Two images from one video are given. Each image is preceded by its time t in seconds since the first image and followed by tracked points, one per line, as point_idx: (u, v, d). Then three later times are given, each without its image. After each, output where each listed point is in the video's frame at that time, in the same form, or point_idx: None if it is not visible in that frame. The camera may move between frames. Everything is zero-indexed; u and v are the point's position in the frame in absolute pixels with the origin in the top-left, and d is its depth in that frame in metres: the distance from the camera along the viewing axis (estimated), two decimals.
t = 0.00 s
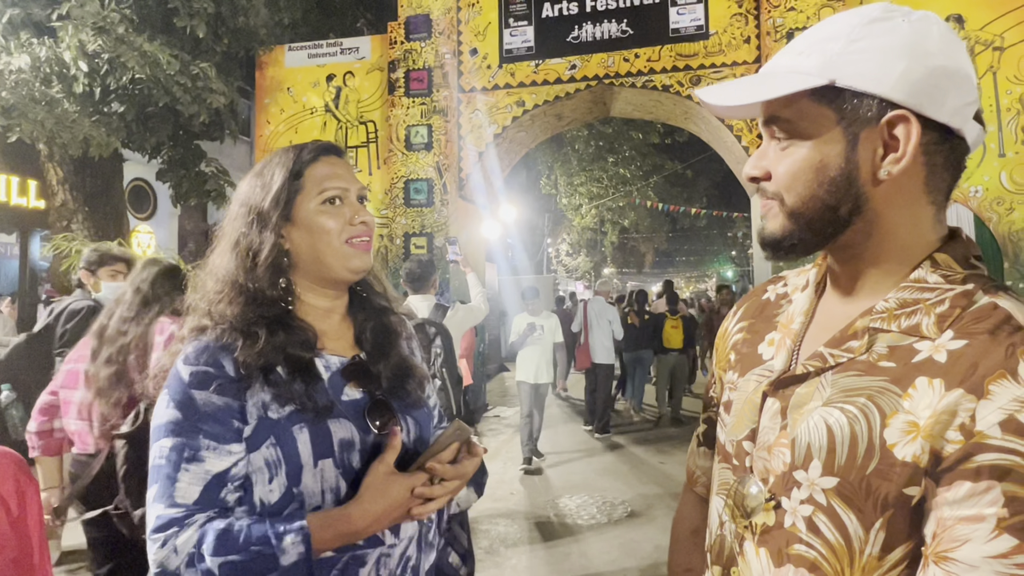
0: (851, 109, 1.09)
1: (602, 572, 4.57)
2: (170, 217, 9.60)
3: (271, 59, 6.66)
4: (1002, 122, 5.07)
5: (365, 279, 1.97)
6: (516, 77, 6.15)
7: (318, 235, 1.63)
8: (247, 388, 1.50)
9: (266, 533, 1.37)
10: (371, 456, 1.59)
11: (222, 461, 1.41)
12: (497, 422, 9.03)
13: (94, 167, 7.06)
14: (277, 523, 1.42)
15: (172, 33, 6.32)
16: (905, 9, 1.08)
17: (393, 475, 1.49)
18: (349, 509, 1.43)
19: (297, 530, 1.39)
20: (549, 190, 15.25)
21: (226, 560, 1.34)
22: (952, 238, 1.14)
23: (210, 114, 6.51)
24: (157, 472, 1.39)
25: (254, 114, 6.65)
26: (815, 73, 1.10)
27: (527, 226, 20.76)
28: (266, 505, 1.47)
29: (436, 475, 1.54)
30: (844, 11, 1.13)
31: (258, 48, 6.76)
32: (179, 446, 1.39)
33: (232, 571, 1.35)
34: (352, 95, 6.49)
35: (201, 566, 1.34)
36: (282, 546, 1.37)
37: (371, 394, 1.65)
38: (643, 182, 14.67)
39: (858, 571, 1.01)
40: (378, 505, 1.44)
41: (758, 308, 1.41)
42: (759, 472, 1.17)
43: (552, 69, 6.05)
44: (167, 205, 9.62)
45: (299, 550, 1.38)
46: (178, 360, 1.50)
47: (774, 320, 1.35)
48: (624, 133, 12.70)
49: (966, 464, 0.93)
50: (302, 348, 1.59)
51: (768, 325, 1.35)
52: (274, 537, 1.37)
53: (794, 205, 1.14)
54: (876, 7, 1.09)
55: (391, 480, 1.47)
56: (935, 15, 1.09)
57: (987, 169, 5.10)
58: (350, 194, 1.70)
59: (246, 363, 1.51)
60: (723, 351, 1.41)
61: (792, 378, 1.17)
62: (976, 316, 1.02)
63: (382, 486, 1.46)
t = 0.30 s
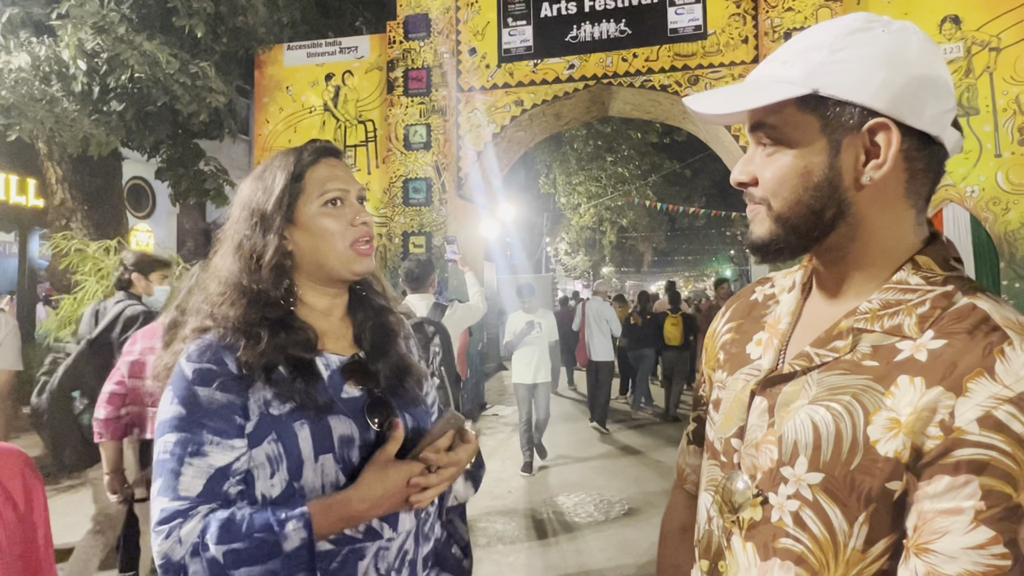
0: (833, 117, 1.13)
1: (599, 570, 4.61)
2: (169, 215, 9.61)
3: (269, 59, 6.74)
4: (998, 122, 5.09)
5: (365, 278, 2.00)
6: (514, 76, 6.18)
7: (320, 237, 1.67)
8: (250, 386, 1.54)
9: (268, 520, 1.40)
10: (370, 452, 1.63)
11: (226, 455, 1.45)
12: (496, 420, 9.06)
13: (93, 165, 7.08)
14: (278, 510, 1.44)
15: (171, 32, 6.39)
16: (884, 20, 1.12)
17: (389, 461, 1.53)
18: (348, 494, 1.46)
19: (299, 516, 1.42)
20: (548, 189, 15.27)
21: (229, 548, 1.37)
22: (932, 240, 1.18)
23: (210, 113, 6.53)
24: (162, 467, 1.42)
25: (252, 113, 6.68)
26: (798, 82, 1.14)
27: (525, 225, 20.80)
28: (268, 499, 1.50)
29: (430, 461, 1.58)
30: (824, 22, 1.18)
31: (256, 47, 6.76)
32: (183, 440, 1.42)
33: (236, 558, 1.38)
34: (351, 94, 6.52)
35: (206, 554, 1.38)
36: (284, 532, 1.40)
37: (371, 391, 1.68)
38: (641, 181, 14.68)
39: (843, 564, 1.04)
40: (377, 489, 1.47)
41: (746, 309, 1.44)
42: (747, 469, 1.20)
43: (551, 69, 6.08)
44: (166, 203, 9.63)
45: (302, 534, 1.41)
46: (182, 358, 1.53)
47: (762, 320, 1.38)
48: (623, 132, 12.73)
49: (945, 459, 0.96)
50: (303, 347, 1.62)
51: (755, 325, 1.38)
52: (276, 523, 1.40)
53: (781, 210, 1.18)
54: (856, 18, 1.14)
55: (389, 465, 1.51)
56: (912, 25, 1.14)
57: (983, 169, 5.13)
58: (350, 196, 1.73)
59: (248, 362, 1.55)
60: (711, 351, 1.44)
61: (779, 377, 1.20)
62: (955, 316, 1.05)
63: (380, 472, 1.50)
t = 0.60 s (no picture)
0: (821, 121, 1.18)
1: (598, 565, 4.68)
2: (170, 214, 9.67)
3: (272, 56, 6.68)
4: (997, 121, 5.16)
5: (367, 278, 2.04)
6: (515, 75, 6.23)
7: (323, 238, 1.72)
8: (255, 379, 1.59)
9: (262, 492, 1.44)
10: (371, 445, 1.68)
11: (234, 443, 1.51)
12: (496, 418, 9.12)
13: (96, 164, 7.13)
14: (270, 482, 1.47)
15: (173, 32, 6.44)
16: (871, 30, 1.18)
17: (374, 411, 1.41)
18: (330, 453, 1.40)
19: (287, 483, 1.43)
20: (548, 188, 15.33)
21: (227, 522, 1.42)
22: (909, 241, 1.24)
23: (212, 112, 6.58)
24: (174, 456, 1.49)
25: (254, 112, 6.74)
26: (788, 88, 1.20)
27: (525, 224, 20.86)
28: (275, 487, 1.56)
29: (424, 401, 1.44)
30: (813, 30, 1.23)
31: (258, 46, 6.81)
32: (193, 431, 1.49)
33: (236, 531, 1.42)
34: (352, 94, 6.58)
35: (207, 530, 1.42)
36: (275, 500, 1.42)
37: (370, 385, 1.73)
38: (642, 180, 14.66)
39: (820, 544, 1.11)
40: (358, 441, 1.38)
41: (733, 304, 1.50)
42: (732, 456, 1.27)
43: (551, 68, 6.13)
44: (167, 202, 9.68)
45: (293, 501, 1.42)
46: (189, 353, 1.59)
47: (748, 314, 1.44)
48: (624, 131, 12.89)
49: (917, 444, 1.02)
50: (306, 344, 1.68)
51: (742, 319, 1.44)
52: (267, 492, 1.43)
53: (769, 208, 1.23)
54: (845, 27, 1.19)
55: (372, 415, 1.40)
56: (896, 36, 1.20)
57: (981, 169, 5.20)
58: (353, 200, 1.78)
59: (253, 357, 1.60)
60: (701, 344, 1.50)
61: (764, 368, 1.26)
62: (930, 311, 1.11)
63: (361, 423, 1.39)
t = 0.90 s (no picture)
0: (811, 122, 1.24)
1: (599, 561, 4.73)
2: (173, 212, 9.71)
3: (274, 55, 6.79)
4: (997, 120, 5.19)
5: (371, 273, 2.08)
6: (516, 74, 6.27)
7: (329, 234, 1.77)
8: (259, 373, 1.65)
9: (218, 505, 1.50)
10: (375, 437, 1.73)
11: (224, 439, 1.56)
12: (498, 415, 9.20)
13: (100, 163, 7.19)
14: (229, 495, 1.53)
15: (177, 32, 6.48)
16: (859, 35, 1.23)
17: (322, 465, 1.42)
18: (279, 488, 1.46)
19: (236, 505, 1.49)
20: (550, 186, 15.35)
21: (184, 525, 1.52)
22: (896, 237, 1.29)
23: (214, 110, 6.62)
24: (170, 445, 1.58)
25: (257, 111, 6.79)
26: (779, 91, 1.25)
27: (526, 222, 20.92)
28: (277, 478, 1.62)
29: (371, 478, 1.40)
30: (803, 35, 1.28)
31: (260, 45, 6.85)
32: (189, 422, 1.56)
33: (188, 535, 1.52)
34: (354, 92, 6.64)
35: (169, 526, 1.53)
36: (221, 519, 1.48)
37: (375, 379, 1.78)
38: (644, 178, 14.38)
39: (808, 525, 1.16)
40: (298, 487, 1.42)
41: (727, 298, 1.56)
42: (724, 444, 1.32)
43: (553, 66, 6.18)
44: (170, 201, 9.72)
45: (235, 525, 1.48)
46: (196, 347, 1.65)
47: (742, 308, 1.50)
48: (626, 130, 13.22)
49: (900, 429, 1.08)
50: (311, 339, 1.72)
51: (736, 313, 1.50)
52: (217, 509, 1.49)
53: (762, 206, 1.28)
54: (833, 33, 1.25)
55: (317, 467, 1.41)
56: (883, 40, 1.25)
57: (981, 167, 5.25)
58: (358, 196, 1.83)
59: (259, 351, 1.66)
60: (695, 337, 1.56)
61: (756, 359, 1.32)
62: (912, 304, 1.17)
63: (308, 470, 1.42)
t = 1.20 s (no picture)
0: (804, 125, 1.26)
1: (601, 559, 4.76)
2: (177, 212, 9.75)
3: (279, 56, 6.75)
4: (1000, 120, 5.21)
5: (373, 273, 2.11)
6: (519, 74, 6.30)
7: (332, 235, 1.80)
8: (265, 370, 1.68)
9: (241, 501, 1.53)
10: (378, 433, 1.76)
11: (232, 435, 1.59)
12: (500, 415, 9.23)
13: (104, 163, 7.23)
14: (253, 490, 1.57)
15: (181, 32, 6.52)
16: (851, 39, 1.26)
17: (352, 463, 1.50)
18: (304, 485, 1.52)
19: (260, 501, 1.53)
20: (552, 186, 15.38)
21: (205, 521, 1.54)
22: (887, 236, 1.32)
23: (219, 111, 6.65)
24: (178, 442, 1.60)
25: (260, 111, 6.83)
26: (772, 94, 1.28)
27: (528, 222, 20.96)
28: (283, 474, 1.66)
29: (401, 472, 1.51)
30: (795, 40, 1.31)
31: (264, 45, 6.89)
32: (197, 419, 1.59)
33: (207, 532, 1.55)
34: (357, 93, 6.68)
35: (189, 523, 1.56)
36: (246, 514, 1.52)
37: (377, 377, 1.81)
38: (646, 178, 14.42)
39: (802, 519, 1.19)
40: (327, 484, 1.49)
41: (723, 297, 1.59)
42: (721, 440, 1.35)
43: (555, 67, 6.20)
44: (174, 201, 9.75)
45: (260, 519, 1.52)
46: (203, 344, 1.68)
47: (738, 307, 1.53)
48: (628, 129, 13.21)
49: (890, 424, 1.11)
50: (315, 336, 1.76)
51: (733, 312, 1.53)
52: (241, 505, 1.53)
53: (757, 207, 1.31)
54: (826, 37, 1.28)
55: (348, 465, 1.49)
56: (874, 44, 1.28)
57: (984, 167, 5.26)
58: (361, 199, 1.86)
59: (263, 346, 1.69)
60: (693, 336, 1.59)
61: (751, 357, 1.34)
62: (904, 302, 1.20)
63: (337, 468, 1.50)
